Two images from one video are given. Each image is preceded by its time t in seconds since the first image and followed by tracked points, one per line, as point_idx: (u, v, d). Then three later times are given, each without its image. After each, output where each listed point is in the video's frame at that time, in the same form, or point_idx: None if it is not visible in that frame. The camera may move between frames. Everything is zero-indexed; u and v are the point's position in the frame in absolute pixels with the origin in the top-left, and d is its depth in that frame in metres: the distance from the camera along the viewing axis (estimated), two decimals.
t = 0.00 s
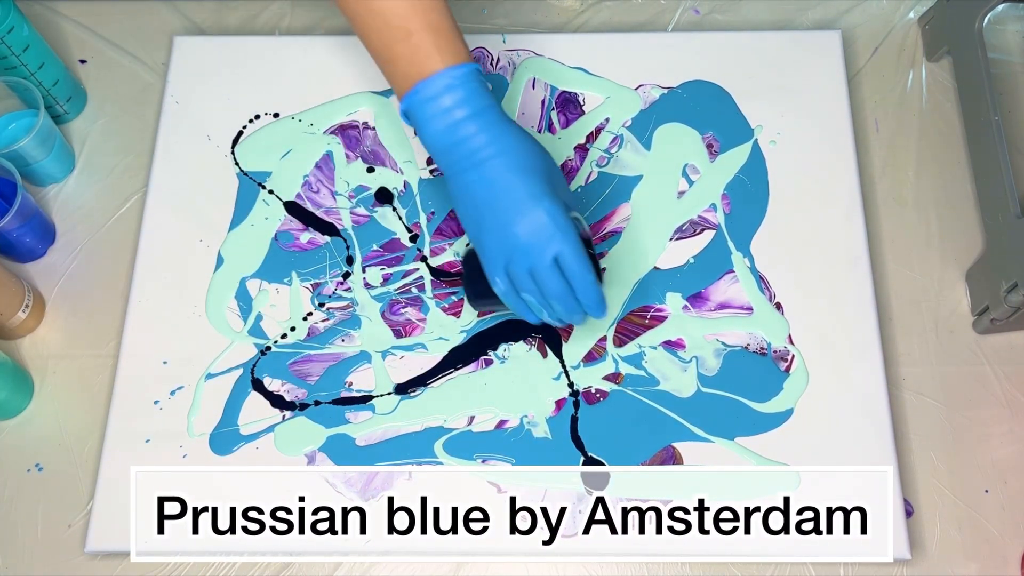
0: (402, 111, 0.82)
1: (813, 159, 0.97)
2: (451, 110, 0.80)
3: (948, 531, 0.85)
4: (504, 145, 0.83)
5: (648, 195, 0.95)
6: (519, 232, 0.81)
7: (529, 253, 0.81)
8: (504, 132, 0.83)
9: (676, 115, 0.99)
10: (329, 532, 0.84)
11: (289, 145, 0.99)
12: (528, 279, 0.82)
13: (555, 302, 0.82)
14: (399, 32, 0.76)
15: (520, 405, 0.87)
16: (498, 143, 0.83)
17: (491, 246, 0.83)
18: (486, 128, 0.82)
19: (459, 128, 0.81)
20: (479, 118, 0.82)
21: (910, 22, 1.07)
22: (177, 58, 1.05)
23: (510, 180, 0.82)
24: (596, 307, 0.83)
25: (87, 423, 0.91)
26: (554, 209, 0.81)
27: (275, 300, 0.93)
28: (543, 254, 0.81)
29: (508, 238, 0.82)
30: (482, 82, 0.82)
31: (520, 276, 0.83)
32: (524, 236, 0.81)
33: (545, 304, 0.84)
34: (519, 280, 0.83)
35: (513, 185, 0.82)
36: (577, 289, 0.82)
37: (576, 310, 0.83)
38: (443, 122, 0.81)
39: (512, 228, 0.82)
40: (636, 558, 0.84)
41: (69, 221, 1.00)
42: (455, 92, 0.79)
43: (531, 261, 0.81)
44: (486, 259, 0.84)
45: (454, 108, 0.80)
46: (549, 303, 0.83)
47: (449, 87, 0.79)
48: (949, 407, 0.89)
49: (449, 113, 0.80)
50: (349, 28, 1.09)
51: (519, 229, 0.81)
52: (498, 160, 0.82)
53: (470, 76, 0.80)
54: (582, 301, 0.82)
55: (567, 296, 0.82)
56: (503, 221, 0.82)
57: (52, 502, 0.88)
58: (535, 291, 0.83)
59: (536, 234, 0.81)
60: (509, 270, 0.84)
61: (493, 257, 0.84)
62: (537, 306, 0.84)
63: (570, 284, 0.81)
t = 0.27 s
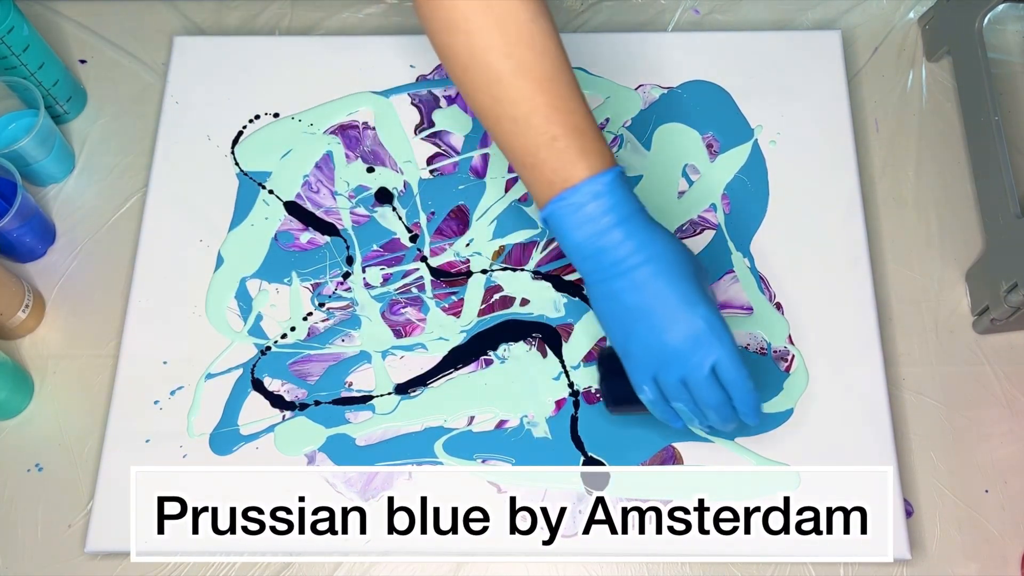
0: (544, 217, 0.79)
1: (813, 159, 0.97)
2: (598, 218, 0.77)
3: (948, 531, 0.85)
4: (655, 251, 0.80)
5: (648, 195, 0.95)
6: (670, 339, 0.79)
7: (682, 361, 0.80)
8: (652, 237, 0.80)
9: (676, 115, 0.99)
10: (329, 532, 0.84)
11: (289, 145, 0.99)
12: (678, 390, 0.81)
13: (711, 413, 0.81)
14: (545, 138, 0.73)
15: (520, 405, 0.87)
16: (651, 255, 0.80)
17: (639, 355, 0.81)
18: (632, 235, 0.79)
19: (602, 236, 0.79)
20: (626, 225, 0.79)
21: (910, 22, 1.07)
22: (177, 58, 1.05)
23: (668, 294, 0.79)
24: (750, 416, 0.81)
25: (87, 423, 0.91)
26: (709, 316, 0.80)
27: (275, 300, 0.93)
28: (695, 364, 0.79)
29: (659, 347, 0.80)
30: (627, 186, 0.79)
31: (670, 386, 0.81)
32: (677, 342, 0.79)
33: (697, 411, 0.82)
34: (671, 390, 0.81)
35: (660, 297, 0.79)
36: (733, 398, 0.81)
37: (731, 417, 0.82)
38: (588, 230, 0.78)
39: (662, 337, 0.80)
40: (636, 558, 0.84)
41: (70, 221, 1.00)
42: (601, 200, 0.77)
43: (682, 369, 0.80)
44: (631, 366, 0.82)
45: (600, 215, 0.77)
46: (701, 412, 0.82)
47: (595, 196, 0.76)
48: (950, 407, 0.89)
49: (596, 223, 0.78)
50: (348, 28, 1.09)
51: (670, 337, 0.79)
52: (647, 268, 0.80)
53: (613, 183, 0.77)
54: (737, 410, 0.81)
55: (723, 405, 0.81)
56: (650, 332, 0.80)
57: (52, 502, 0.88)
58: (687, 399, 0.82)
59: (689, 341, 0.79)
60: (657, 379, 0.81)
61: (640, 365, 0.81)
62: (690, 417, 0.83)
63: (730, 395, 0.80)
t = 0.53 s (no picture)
0: (574, 156, 0.81)
1: (813, 160, 0.97)
2: (630, 148, 0.79)
3: (948, 531, 0.85)
4: (689, 170, 0.82)
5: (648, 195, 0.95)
6: (718, 254, 0.82)
7: (733, 274, 0.82)
8: (684, 157, 0.83)
9: (676, 115, 0.99)
10: (329, 532, 0.84)
11: (289, 145, 0.99)
12: (735, 300, 0.83)
13: (770, 317, 0.83)
14: (565, 80, 0.74)
15: (520, 405, 0.87)
16: (683, 173, 0.82)
17: (691, 275, 0.84)
18: (664, 158, 0.81)
19: (635, 166, 0.81)
20: (657, 149, 0.81)
21: (910, 22, 1.07)
22: (177, 58, 1.05)
23: (709, 206, 0.82)
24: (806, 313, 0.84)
25: (87, 423, 0.91)
26: (754, 225, 0.82)
27: (275, 300, 0.93)
28: (746, 274, 0.82)
29: (711, 263, 0.83)
30: (648, 113, 0.80)
31: (727, 299, 0.83)
32: (727, 255, 0.82)
33: (756, 320, 0.85)
34: (727, 302, 0.84)
35: (702, 216, 0.82)
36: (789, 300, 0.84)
37: (788, 318, 0.84)
38: (623, 161, 0.80)
39: (710, 251, 0.82)
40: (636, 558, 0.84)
41: (70, 221, 1.00)
42: (629, 131, 0.78)
43: (738, 280, 0.82)
44: (685, 288, 0.85)
45: (627, 144, 0.79)
46: (759, 319, 0.85)
47: (622, 128, 0.78)
48: (949, 407, 0.89)
49: (631, 153, 0.80)
50: (348, 28, 1.09)
51: (719, 252, 0.82)
52: (690, 189, 0.82)
53: (638, 112, 0.78)
54: (794, 308, 0.84)
55: (780, 309, 0.84)
56: (702, 252, 0.83)
57: (52, 502, 0.88)
58: (744, 309, 0.84)
59: (739, 253, 0.82)
60: (713, 295, 0.84)
61: (693, 283, 0.84)
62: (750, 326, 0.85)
63: (785, 295, 0.83)
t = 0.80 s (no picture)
0: (448, 124, 0.81)
1: (813, 159, 0.97)
2: (497, 122, 0.79)
3: (948, 531, 0.85)
4: (555, 154, 0.82)
5: (648, 195, 0.95)
6: (568, 241, 0.82)
7: (578, 262, 0.82)
8: (551, 141, 0.82)
9: (676, 115, 0.99)
10: (329, 532, 0.84)
11: (289, 145, 0.99)
12: (577, 289, 0.84)
13: (610, 311, 0.84)
14: (444, 46, 0.75)
15: (520, 405, 0.87)
16: (547, 154, 0.82)
17: (542, 257, 0.84)
18: (530, 137, 0.81)
19: (502, 138, 0.80)
20: (524, 128, 0.81)
21: (910, 22, 1.07)
22: (177, 58, 1.05)
23: (562, 192, 0.81)
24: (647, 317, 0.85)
25: (87, 423, 0.91)
26: (603, 218, 0.81)
27: (275, 300, 0.93)
28: (591, 263, 0.81)
29: (557, 249, 0.82)
30: (526, 90, 0.80)
31: (570, 285, 0.83)
32: (574, 244, 0.81)
33: (596, 312, 0.85)
34: (571, 290, 0.84)
35: (559, 199, 0.81)
36: (629, 296, 0.84)
37: (628, 316, 0.85)
38: (489, 134, 0.80)
39: (561, 240, 0.82)
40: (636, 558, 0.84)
41: (70, 221, 1.00)
42: (500, 103, 0.78)
43: (581, 270, 0.82)
44: (535, 269, 0.85)
45: (499, 120, 0.79)
46: (600, 311, 0.85)
47: (494, 99, 0.78)
48: (949, 407, 0.89)
49: (495, 126, 0.79)
50: (348, 28, 1.09)
51: (569, 239, 0.82)
52: (544, 172, 0.82)
53: (513, 87, 0.78)
54: (633, 310, 0.84)
55: (617, 304, 0.84)
56: (552, 237, 0.82)
57: (52, 502, 0.88)
58: (585, 299, 0.84)
59: (585, 243, 0.81)
60: (559, 279, 0.84)
61: (543, 268, 0.84)
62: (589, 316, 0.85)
63: (620, 290, 0.83)
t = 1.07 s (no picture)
0: (448, 25, 0.90)
1: (813, 159, 0.97)
2: (493, 11, 0.88)
3: (948, 531, 0.85)
4: (551, 34, 0.88)
5: (648, 195, 0.95)
6: (577, 109, 0.87)
7: (589, 127, 0.87)
8: (545, 22, 0.89)
9: (676, 115, 0.99)
10: (329, 532, 0.84)
11: (289, 145, 0.99)
12: (592, 155, 0.88)
13: (625, 169, 0.88)
14: None
15: (520, 405, 0.87)
16: (543, 34, 0.88)
17: (556, 133, 0.89)
18: (525, 22, 0.89)
19: (500, 26, 0.88)
20: (515, 14, 0.89)
21: (910, 22, 1.07)
22: (177, 58, 1.05)
23: (563, 64, 0.87)
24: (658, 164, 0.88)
25: (87, 422, 0.91)
26: (607, 83, 0.87)
27: (275, 300, 0.93)
28: (599, 124, 0.86)
29: (570, 120, 0.88)
30: None
31: (585, 152, 0.88)
32: (584, 110, 0.86)
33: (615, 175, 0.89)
34: (587, 157, 0.88)
35: (559, 70, 0.87)
36: (641, 154, 0.87)
37: (642, 172, 0.88)
38: (487, 25, 0.88)
39: (569, 108, 0.87)
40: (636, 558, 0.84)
41: (70, 221, 1.00)
42: None
43: (595, 135, 0.87)
44: (553, 146, 0.90)
45: (494, 10, 0.88)
46: (618, 173, 0.89)
47: None
48: (949, 407, 0.89)
49: (489, 15, 0.88)
50: (348, 28, 1.09)
51: (577, 107, 0.87)
52: (544, 46, 0.88)
53: None
54: (647, 164, 0.88)
55: (633, 164, 0.88)
56: (561, 108, 0.88)
57: (52, 502, 0.88)
58: (603, 164, 0.89)
59: (593, 108, 0.86)
60: (576, 151, 0.89)
61: (558, 140, 0.89)
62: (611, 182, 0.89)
63: (632, 151, 0.87)
